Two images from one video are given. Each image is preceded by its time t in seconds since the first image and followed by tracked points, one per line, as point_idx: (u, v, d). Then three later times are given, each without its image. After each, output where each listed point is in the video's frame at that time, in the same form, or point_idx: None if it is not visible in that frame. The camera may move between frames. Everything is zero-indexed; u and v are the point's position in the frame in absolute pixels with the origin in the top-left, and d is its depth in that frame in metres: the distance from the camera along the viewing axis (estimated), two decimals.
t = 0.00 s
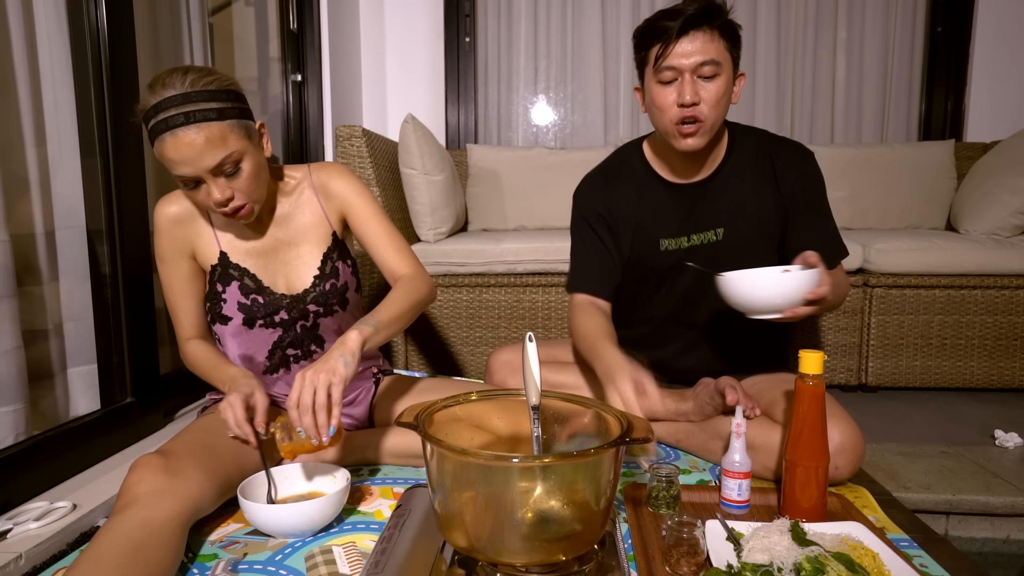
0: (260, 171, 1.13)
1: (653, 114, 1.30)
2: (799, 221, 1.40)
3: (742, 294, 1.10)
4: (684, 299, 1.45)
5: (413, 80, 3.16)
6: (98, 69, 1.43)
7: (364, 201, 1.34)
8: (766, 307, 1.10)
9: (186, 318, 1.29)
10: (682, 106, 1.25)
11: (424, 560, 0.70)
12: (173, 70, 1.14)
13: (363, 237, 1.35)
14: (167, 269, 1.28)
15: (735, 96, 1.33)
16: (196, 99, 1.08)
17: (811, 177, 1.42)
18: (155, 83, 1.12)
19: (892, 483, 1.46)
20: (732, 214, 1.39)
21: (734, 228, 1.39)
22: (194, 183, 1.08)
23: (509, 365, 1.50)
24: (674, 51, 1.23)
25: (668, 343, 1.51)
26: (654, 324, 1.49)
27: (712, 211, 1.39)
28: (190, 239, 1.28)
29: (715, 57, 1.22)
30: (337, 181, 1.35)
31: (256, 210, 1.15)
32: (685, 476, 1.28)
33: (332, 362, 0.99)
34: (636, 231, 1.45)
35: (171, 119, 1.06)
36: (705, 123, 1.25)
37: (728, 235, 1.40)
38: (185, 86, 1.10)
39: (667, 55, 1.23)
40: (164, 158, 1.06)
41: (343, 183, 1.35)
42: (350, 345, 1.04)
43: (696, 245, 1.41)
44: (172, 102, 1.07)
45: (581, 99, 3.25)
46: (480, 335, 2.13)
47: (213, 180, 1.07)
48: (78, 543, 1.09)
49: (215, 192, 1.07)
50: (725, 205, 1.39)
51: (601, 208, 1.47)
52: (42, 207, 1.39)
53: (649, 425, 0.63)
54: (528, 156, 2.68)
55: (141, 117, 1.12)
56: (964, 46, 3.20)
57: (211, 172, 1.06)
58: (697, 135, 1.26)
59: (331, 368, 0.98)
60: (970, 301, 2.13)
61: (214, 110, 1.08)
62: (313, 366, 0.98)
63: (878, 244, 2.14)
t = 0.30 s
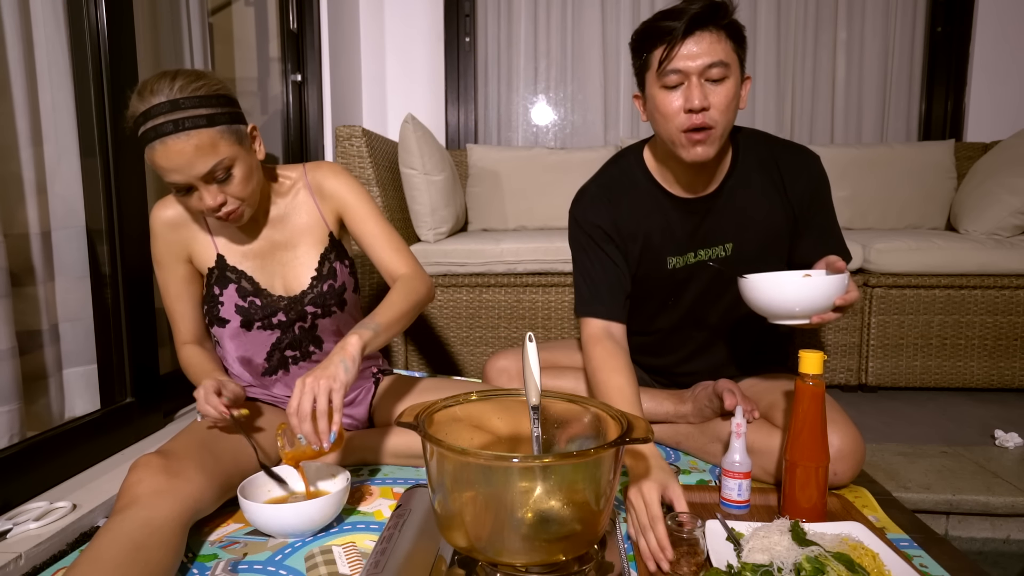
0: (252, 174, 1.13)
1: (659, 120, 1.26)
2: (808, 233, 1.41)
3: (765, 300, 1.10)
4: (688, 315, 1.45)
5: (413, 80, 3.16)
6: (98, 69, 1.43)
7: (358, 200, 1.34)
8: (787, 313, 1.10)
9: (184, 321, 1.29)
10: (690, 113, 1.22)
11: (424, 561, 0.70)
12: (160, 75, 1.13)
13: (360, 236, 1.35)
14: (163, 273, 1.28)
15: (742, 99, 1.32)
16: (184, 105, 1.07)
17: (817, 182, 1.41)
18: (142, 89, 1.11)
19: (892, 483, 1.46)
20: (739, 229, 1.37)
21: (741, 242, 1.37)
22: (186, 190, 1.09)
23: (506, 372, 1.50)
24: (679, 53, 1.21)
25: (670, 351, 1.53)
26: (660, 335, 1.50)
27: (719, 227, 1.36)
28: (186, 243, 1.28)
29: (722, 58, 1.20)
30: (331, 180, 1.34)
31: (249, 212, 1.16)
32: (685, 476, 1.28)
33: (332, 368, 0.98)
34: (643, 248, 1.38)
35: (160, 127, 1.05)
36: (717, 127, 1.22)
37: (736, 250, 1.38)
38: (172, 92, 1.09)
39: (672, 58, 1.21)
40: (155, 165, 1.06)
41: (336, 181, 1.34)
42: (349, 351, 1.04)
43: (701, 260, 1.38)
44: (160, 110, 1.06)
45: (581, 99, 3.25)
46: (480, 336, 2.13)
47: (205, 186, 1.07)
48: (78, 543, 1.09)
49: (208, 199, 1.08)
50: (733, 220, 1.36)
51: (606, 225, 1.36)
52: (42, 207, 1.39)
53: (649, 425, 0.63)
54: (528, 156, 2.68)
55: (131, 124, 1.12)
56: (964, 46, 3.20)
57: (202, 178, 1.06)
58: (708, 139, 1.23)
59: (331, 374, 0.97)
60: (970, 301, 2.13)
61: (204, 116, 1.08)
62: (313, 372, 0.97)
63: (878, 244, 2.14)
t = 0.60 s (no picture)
0: (245, 178, 1.13)
1: (664, 116, 1.28)
2: (811, 237, 1.42)
3: (757, 308, 1.11)
4: (691, 312, 1.45)
5: (412, 80, 3.16)
6: (98, 70, 1.43)
7: (356, 201, 1.33)
8: (780, 320, 1.10)
9: (183, 324, 1.29)
10: (695, 110, 1.23)
11: (425, 560, 0.70)
12: (149, 80, 1.12)
13: (358, 238, 1.34)
14: (162, 276, 1.28)
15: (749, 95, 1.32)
16: (173, 111, 1.06)
17: (822, 182, 1.41)
18: (133, 95, 1.11)
19: (892, 483, 1.46)
20: (743, 228, 1.36)
21: (745, 241, 1.37)
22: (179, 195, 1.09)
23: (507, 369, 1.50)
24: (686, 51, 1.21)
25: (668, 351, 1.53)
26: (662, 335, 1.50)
27: (723, 225, 1.36)
28: (185, 247, 1.28)
29: (729, 57, 1.21)
30: (329, 181, 1.34)
31: (244, 214, 1.16)
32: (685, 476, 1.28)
33: (331, 373, 0.99)
34: (647, 245, 1.38)
35: (150, 134, 1.05)
36: (720, 124, 1.23)
37: (740, 248, 1.37)
38: (162, 99, 1.08)
39: (679, 55, 1.22)
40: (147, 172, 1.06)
41: (334, 182, 1.34)
42: (350, 357, 1.04)
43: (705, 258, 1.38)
44: (150, 116, 1.06)
45: (581, 99, 3.25)
46: (481, 336, 2.13)
47: (199, 192, 1.07)
48: (78, 543, 1.09)
49: (202, 205, 1.08)
50: (739, 219, 1.36)
51: (610, 222, 1.37)
52: (41, 208, 1.39)
53: (649, 426, 0.63)
54: (527, 156, 2.68)
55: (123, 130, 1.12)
56: (964, 46, 3.20)
57: (194, 184, 1.06)
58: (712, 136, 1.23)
59: (331, 380, 0.98)
60: (970, 301, 2.13)
61: (193, 121, 1.07)
62: (313, 377, 0.97)
63: (878, 244, 2.14)
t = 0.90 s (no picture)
0: (242, 178, 1.13)
1: (666, 108, 1.30)
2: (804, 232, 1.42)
3: (711, 297, 1.09)
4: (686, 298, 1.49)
5: (412, 80, 3.16)
6: (98, 70, 1.43)
7: (355, 201, 1.33)
8: (729, 310, 1.09)
9: (182, 325, 1.29)
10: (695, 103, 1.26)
11: (424, 561, 0.70)
12: (145, 81, 1.12)
13: (358, 238, 1.34)
14: (161, 278, 1.28)
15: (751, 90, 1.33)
16: (168, 113, 1.06)
17: (820, 184, 1.43)
18: (128, 97, 1.10)
19: (892, 483, 1.46)
20: (738, 215, 1.41)
21: (739, 228, 1.41)
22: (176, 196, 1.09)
23: (509, 364, 1.50)
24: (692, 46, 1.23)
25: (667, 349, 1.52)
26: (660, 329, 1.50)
27: (717, 212, 1.41)
28: (185, 248, 1.28)
29: (731, 54, 1.22)
30: (327, 181, 1.34)
31: (242, 215, 1.16)
32: (685, 476, 1.28)
33: (333, 372, 0.99)
34: (643, 225, 1.47)
35: (145, 135, 1.05)
36: (717, 119, 1.25)
37: (733, 235, 1.41)
38: (157, 99, 1.08)
39: (684, 50, 1.24)
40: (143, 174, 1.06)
41: (332, 182, 1.34)
42: (353, 356, 1.04)
43: (700, 243, 1.43)
44: (145, 118, 1.06)
45: (581, 99, 3.25)
46: (480, 336, 2.13)
47: (196, 194, 1.07)
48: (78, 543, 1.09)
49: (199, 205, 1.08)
50: (734, 206, 1.41)
51: (609, 200, 1.52)
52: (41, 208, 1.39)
53: (649, 426, 0.63)
54: (528, 156, 2.68)
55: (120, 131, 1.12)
56: (964, 46, 3.20)
57: (191, 185, 1.06)
58: (708, 131, 1.26)
59: (332, 378, 0.98)
60: (970, 301, 2.12)
61: (188, 123, 1.07)
62: (314, 376, 0.97)
63: (878, 244, 2.14)
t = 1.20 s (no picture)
0: (245, 162, 1.13)
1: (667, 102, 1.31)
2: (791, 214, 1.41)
3: (642, 271, 1.13)
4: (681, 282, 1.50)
5: (412, 80, 3.16)
6: (98, 68, 1.43)
7: (355, 200, 1.33)
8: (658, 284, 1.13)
9: (182, 325, 1.29)
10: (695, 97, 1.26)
11: (424, 561, 0.70)
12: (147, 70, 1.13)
13: (357, 237, 1.34)
14: (160, 278, 1.28)
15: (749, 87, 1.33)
16: (172, 94, 1.07)
17: (817, 178, 1.42)
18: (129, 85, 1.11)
19: (892, 483, 1.46)
20: (731, 198, 1.42)
21: (732, 211, 1.42)
22: (180, 181, 1.08)
23: (512, 360, 1.50)
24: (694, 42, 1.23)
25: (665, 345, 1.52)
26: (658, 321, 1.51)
27: (713, 197, 1.43)
28: (185, 248, 1.28)
29: (730, 52, 1.22)
30: (326, 181, 1.34)
31: (245, 202, 1.15)
32: (685, 475, 1.28)
33: (342, 368, 0.99)
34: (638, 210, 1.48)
35: (150, 116, 1.05)
36: (715, 112, 1.25)
37: (726, 218, 1.42)
38: (160, 83, 1.09)
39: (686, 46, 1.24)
40: (147, 157, 1.06)
41: (332, 181, 1.34)
42: (361, 353, 1.04)
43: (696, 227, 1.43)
44: (149, 99, 1.07)
45: (581, 99, 3.25)
46: (481, 336, 2.13)
47: (201, 174, 1.06)
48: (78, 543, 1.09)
49: (203, 187, 1.07)
50: (727, 191, 1.42)
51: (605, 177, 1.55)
52: (41, 207, 1.39)
53: (649, 425, 0.63)
54: (528, 156, 2.68)
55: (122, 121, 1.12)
56: (964, 46, 3.20)
57: (196, 165, 1.05)
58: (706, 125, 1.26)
59: (341, 373, 0.97)
60: (970, 301, 2.12)
61: (192, 103, 1.08)
62: (323, 370, 0.97)
63: (878, 244, 2.13)
